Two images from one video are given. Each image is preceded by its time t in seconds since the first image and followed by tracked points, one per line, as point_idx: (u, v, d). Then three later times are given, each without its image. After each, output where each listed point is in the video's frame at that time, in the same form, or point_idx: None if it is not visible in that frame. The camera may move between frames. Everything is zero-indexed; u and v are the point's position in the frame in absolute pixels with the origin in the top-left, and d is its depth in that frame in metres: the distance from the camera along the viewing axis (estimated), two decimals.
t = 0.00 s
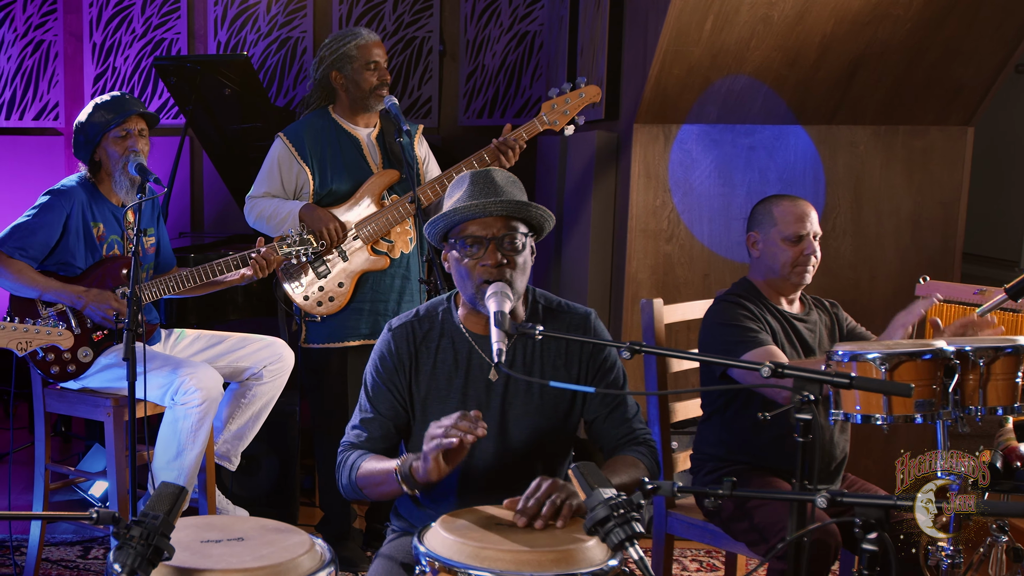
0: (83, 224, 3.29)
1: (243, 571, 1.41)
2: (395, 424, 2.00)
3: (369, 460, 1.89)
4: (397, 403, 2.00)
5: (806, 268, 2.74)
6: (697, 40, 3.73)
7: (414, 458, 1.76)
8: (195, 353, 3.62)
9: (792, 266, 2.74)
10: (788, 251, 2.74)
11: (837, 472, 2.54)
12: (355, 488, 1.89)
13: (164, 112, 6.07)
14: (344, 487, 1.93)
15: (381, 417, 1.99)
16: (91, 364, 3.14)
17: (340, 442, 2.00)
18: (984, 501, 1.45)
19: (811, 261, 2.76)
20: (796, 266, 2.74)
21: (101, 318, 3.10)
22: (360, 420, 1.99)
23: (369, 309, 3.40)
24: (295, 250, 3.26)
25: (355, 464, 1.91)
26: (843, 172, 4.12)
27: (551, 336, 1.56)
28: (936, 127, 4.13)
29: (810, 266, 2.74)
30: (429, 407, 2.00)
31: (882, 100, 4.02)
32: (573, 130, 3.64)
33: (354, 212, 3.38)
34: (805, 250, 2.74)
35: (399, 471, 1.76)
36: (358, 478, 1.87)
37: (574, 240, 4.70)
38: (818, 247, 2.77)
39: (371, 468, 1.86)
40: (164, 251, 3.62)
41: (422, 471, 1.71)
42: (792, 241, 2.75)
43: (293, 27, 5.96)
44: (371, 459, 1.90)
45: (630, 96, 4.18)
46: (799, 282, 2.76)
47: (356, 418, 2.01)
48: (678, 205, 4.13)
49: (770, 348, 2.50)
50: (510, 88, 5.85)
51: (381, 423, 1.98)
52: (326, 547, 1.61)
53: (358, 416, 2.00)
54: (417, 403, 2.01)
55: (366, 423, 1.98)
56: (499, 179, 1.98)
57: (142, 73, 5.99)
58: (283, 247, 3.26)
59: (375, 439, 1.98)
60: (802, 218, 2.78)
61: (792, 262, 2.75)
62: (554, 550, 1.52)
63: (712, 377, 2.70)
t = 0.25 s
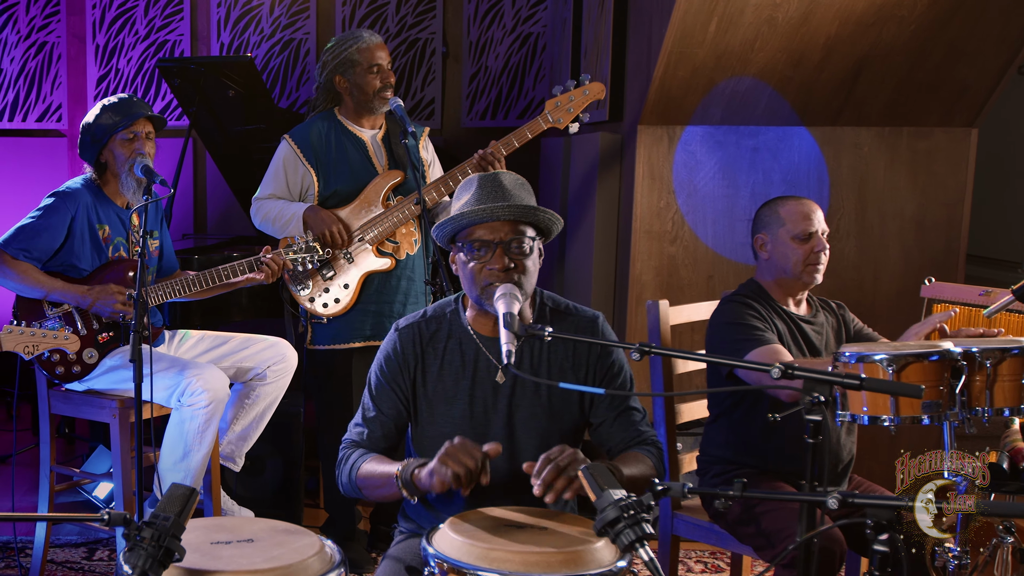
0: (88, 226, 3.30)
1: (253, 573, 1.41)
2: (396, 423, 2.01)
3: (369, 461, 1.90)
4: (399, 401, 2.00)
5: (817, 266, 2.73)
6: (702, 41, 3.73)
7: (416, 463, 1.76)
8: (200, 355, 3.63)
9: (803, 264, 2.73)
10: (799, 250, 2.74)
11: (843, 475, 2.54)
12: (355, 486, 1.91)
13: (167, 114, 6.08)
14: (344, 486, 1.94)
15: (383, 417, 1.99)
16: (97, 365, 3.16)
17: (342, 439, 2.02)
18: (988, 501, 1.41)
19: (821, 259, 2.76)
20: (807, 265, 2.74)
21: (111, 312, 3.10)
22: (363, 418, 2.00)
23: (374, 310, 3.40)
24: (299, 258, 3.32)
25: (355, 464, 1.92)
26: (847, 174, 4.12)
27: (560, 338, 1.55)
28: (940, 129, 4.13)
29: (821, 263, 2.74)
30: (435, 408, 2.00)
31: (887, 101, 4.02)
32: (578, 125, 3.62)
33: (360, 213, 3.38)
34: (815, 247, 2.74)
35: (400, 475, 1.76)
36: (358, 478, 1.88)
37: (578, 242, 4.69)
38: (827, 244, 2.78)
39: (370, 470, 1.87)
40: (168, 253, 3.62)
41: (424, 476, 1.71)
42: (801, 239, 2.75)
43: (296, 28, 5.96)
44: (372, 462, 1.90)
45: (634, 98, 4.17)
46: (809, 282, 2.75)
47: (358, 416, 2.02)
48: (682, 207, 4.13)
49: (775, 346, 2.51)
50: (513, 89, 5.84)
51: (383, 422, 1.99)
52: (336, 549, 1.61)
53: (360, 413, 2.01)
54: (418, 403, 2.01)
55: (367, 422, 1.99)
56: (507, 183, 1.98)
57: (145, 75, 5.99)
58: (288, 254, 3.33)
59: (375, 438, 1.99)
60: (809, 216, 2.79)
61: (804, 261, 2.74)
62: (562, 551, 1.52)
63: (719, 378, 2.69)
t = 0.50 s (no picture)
0: (94, 227, 3.30)
1: (263, 574, 1.41)
2: (406, 422, 1.99)
3: (380, 460, 1.88)
4: (409, 400, 1.99)
5: (819, 273, 2.73)
6: (705, 43, 3.72)
7: (431, 463, 1.75)
8: (206, 355, 3.63)
9: (808, 270, 2.73)
10: (805, 255, 2.73)
11: (850, 476, 2.54)
12: (366, 485, 1.88)
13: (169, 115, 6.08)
14: (354, 487, 1.92)
15: (393, 415, 1.98)
16: (102, 367, 3.15)
17: (351, 440, 2.00)
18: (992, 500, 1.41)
19: (827, 266, 2.75)
20: (812, 270, 2.73)
21: (108, 335, 3.10)
22: (372, 418, 1.98)
23: (378, 311, 3.40)
24: (304, 256, 3.34)
25: (366, 464, 1.90)
26: (850, 174, 4.12)
27: (569, 338, 1.55)
28: (943, 130, 4.13)
29: (825, 271, 2.73)
30: (443, 408, 2.00)
31: (890, 102, 4.02)
32: (583, 130, 3.64)
33: (365, 214, 3.38)
34: (821, 256, 2.73)
35: (414, 475, 1.75)
36: (370, 478, 1.86)
37: (581, 243, 4.69)
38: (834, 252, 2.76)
39: (382, 470, 1.85)
40: (173, 254, 3.64)
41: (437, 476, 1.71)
42: (810, 245, 2.74)
43: (298, 29, 5.97)
44: (383, 460, 1.88)
45: (637, 99, 4.17)
46: (812, 287, 2.75)
47: (368, 416, 2.00)
48: (685, 208, 4.13)
49: (778, 351, 2.49)
50: (515, 90, 5.83)
51: (394, 421, 1.97)
52: (345, 550, 1.62)
53: (370, 414, 1.99)
54: (427, 402, 2.01)
55: (378, 421, 1.97)
56: (511, 183, 1.98)
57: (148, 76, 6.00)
58: (293, 253, 3.35)
59: (386, 437, 1.97)
60: (820, 222, 2.78)
61: (808, 266, 2.73)
62: (572, 552, 1.53)
63: (724, 379, 2.70)
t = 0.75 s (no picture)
0: (93, 227, 3.29)
1: (268, 574, 1.41)
2: (409, 424, 2.01)
3: (382, 463, 1.89)
4: (411, 403, 2.00)
5: (823, 273, 2.74)
6: (704, 43, 3.72)
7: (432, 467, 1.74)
8: (205, 355, 3.62)
9: (810, 270, 2.73)
10: (808, 255, 2.73)
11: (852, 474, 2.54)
12: (367, 488, 1.89)
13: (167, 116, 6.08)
14: (356, 489, 1.92)
15: (396, 417, 1.99)
16: (102, 367, 3.14)
17: (355, 442, 2.01)
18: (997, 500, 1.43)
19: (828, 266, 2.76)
20: (814, 270, 2.74)
21: (113, 319, 3.10)
22: (376, 420, 2.00)
23: (379, 311, 3.40)
24: (305, 258, 3.29)
25: (368, 467, 1.91)
26: (849, 175, 4.13)
27: (573, 338, 1.55)
28: (942, 130, 4.14)
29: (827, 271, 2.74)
30: (445, 411, 2.00)
31: (889, 103, 4.02)
32: (584, 132, 3.64)
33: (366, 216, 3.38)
34: (823, 255, 2.74)
35: (414, 478, 1.74)
36: (370, 481, 1.87)
37: (580, 243, 4.69)
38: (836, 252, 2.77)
39: (384, 472, 1.86)
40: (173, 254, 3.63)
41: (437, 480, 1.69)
42: (811, 245, 2.74)
43: (296, 30, 5.96)
44: (385, 463, 1.89)
45: (636, 99, 4.17)
46: (814, 287, 2.76)
47: (371, 417, 2.01)
48: (684, 208, 4.13)
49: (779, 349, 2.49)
50: (513, 91, 5.82)
51: (395, 423, 1.99)
52: (350, 550, 1.61)
53: (373, 415, 2.01)
54: (430, 405, 2.01)
55: (381, 425, 1.99)
56: (514, 185, 1.99)
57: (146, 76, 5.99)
58: (293, 254, 3.30)
59: (389, 440, 1.99)
60: (821, 222, 2.78)
61: (811, 266, 2.74)
62: (575, 552, 1.53)
63: (724, 379, 2.70)
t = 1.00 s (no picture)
0: (93, 230, 3.28)
1: (273, 574, 1.41)
2: (412, 428, 2.00)
3: (388, 468, 1.87)
4: (414, 405, 2.00)
5: (822, 280, 2.74)
6: (703, 43, 3.72)
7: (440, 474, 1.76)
8: (205, 356, 3.62)
9: (811, 276, 2.73)
10: (810, 261, 2.72)
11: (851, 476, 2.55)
12: (372, 490, 1.87)
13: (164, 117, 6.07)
14: (359, 490, 1.91)
15: (398, 420, 1.98)
16: (103, 368, 3.14)
17: (355, 445, 1.99)
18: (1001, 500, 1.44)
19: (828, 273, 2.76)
20: (814, 276, 2.74)
21: (115, 318, 3.10)
22: (378, 423, 1.98)
23: (378, 312, 3.40)
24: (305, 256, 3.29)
25: (373, 470, 1.89)
26: (848, 175, 4.14)
27: (576, 339, 1.55)
28: (940, 130, 4.14)
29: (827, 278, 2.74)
30: (449, 412, 2.00)
31: (887, 103, 4.03)
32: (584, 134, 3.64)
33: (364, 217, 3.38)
34: (826, 262, 2.73)
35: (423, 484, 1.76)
36: (376, 484, 1.85)
37: (578, 244, 4.70)
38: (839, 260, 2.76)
39: (390, 478, 1.84)
40: (174, 256, 3.64)
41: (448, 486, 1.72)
42: (815, 251, 2.73)
43: (293, 30, 5.96)
44: (391, 467, 1.88)
45: (635, 100, 4.17)
46: (812, 292, 2.76)
47: (373, 420, 2.00)
48: (683, 208, 4.13)
49: (781, 352, 2.50)
50: (510, 91, 5.81)
51: (398, 426, 1.98)
52: (353, 550, 1.61)
53: (375, 418, 2.00)
54: (434, 408, 2.01)
55: (384, 429, 1.97)
56: (519, 185, 1.99)
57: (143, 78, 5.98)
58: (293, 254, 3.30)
59: (392, 442, 1.97)
60: (828, 228, 2.76)
61: (812, 272, 2.73)
62: (580, 552, 1.53)
63: (724, 379, 2.70)
